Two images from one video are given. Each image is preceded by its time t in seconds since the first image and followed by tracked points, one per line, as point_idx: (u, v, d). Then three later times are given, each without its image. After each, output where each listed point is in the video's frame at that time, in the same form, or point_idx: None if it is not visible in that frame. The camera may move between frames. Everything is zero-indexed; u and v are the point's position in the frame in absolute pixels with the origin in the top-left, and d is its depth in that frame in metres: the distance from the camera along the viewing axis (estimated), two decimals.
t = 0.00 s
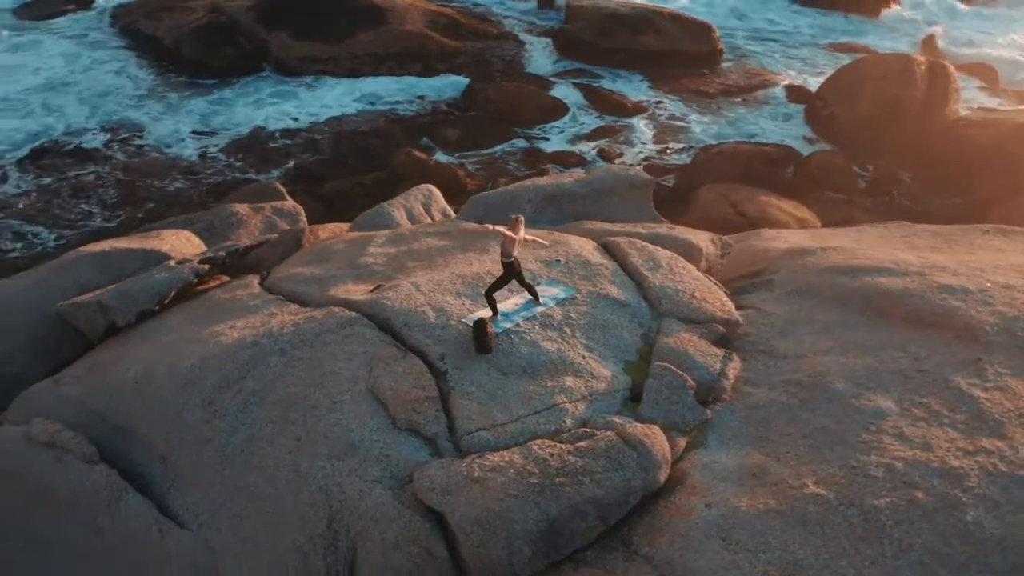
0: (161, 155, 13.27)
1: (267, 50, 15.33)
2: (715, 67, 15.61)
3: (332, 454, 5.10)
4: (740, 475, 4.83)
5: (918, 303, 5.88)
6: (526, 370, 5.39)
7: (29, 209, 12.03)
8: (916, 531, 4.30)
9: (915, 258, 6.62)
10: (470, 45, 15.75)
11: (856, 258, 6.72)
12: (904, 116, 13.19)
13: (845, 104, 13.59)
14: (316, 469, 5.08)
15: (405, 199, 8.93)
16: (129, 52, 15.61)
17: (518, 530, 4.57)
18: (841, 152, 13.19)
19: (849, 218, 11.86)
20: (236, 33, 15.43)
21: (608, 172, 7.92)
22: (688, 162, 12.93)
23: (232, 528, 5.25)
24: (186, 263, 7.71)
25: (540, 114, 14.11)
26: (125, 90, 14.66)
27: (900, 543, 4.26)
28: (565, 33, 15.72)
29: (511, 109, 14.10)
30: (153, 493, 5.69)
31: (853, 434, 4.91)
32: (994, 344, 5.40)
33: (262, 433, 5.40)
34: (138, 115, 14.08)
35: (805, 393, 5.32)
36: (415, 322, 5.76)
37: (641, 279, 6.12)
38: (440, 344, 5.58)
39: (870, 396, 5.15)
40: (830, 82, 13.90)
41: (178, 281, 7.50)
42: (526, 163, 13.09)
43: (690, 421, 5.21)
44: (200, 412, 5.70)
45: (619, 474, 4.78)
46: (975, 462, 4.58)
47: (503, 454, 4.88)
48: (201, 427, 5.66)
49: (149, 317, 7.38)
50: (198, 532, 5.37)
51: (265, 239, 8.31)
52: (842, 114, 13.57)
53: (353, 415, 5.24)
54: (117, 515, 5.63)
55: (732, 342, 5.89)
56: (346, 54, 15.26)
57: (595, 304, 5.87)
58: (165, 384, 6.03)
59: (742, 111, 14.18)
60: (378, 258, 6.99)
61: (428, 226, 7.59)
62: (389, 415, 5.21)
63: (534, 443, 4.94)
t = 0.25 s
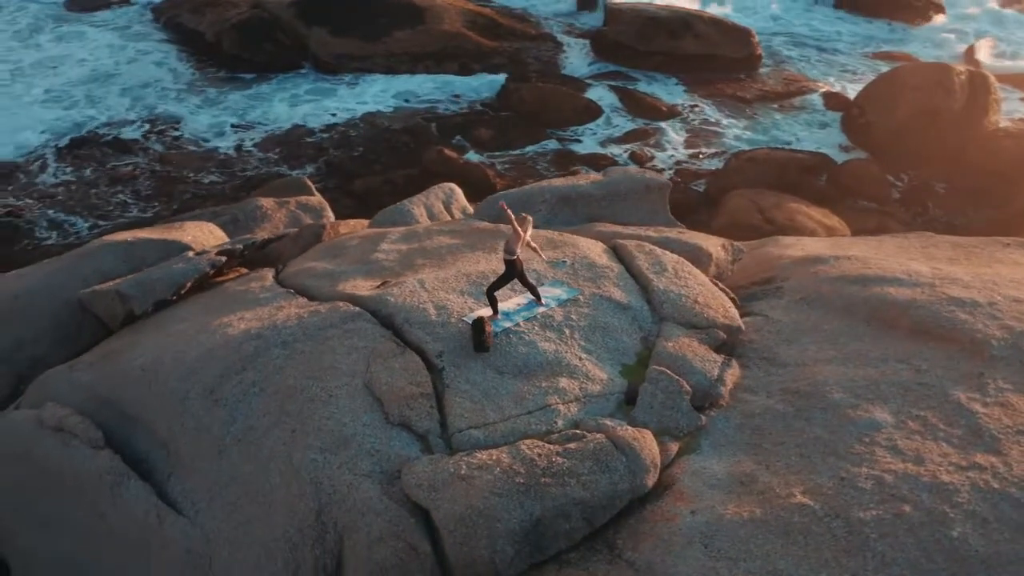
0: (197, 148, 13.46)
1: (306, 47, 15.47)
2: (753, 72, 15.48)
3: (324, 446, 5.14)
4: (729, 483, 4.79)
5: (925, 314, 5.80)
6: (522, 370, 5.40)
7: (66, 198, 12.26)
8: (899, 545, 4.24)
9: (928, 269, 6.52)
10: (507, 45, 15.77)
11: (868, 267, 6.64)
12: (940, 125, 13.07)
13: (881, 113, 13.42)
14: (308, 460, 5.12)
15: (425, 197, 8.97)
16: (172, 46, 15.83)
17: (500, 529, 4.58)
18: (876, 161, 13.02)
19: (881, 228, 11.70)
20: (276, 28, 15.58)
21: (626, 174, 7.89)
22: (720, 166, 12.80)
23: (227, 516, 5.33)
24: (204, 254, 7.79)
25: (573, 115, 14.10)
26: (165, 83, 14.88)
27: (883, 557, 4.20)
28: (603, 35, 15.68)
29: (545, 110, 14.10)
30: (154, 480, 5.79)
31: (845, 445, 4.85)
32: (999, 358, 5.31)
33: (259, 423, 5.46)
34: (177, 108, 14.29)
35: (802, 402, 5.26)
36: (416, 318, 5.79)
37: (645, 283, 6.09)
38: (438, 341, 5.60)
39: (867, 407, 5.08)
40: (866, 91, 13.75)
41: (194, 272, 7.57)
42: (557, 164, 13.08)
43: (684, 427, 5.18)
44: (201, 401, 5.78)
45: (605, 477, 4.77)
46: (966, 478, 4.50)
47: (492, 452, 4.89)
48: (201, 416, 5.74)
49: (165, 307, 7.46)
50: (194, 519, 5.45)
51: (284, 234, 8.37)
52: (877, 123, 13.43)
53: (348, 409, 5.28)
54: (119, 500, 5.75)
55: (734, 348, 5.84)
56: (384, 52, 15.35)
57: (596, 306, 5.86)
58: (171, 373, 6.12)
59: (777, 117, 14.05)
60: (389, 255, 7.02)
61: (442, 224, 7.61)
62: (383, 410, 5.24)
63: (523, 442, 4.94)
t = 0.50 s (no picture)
0: (232, 142, 13.62)
1: (345, 44, 15.58)
2: (791, 78, 15.33)
3: (318, 439, 5.18)
4: (717, 490, 4.76)
5: (932, 326, 5.71)
6: (518, 370, 5.40)
7: (102, 188, 12.47)
8: (882, 559, 4.18)
9: (942, 281, 6.42)
10: (545, 46, 15.76)
11: (880, 277, 6.55)
12: (978, 140, 12.79)
13: (920, 124, 13.17)
14: (302, 452, 5.17)
15: (446, 195, 9.01)
16: (214, 40, 16.03)
17: (483, 527, 4.59)
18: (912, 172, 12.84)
19: (913, 238, 11.52)
20: (316, 25, 15.70)
21: (643, 177, 7.86)
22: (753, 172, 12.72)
23: (223, 505, 5.39)
24: (221, 247, 7.88)
25: (607, 118, 14.06)
26: (205, 77, 15.08)
27: (864, 570, 4.15)
28: (641, 38, 15.62)
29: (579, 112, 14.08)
30: (157, 466, 5.88)
31: (837, 456, 4.79)
32: (1003, 374, 5.22)
33: (258, 414, 5.52)
34: (215, 102, 14.47)
35: (798, 411, 5.21)
36: (418, 315, 5.81)
37: (649, 287, 6.07)
38: (438, 338, 5.62)
39: (864, 418, 5.01)
40: (907, 99, 13.48)
41: (211, 263, 7.66)
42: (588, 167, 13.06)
43: (678, 432, 5.15)
44: (204, 390, 5.85)
45: (592, 479, 4.76)
46: (956, 494, 4.43)
47: (481, 451, 4.90)
48: (203, 405, 5.81)
49: (181, 297, 7.56)
50: (192, 506, 5.53)
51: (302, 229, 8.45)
52: (915, 133, 13.20)
53: (344, 403, 5.32)
54: (121, 485, 5.84)
55: (736, 355, 5.80)
56: (421, 51, 15.42)
57: (598, 309, 5.85)
58: (178, 361, 6.21)
59: (813, 124, 13.90)
60: (401, 252, 7.06)
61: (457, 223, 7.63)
62: (378, 405, 5.27)
63: (513, 442, 4.94)
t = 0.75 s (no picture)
0: (268, 136, 13.77)
1: (384, 41, 15.66)
2: (831, 84, 15.15)
3: (313, 432, 5.23)
4: (704, 497, 4.72)
5: (939, 339, 5.62)
6: (515, 369, 5.40)
7: (137, 179, 12.68)
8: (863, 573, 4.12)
9: (955, 293, 6.32)
10: (583, 48, 15.72)
11: (892, 287, 6.46)
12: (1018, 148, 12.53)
13: (959, 133, 12.96)
14: (296, 444, 5.22)
15: (467, 194, 9.04)
16: (255, 36, 16.20)
17: (467, 525, 4.60)
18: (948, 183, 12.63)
19: (945, 250, 11.32)
20: (356, 21, 15.80)
21: (660, 181, 7.81)
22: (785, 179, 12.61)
23: (220, 493, 5.47)
24: (239, 239, 7.97)
25: (641, 120, 13.99)
26: (245, 72, 15.26)
27: None
28: (680, 42, 15.52)
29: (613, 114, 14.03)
30: (160, 453, 5.97)
31: (828, 467, 4.74)
32: (1006, 390, 5.13)
33: (257, 405, 5.58)
34: (253, 97, 14.64)
35: (794, 421, 5.15)
36: (420, 313, 5.84)
37: (654, 291, 6.04)
38: (437, 336, 5.64)
39: (860, 430, 4.95)
40: (944, 109, 13.28)
41: (227, 256, 7.76)
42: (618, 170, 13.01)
43: (671, 437, 5.12)
44: (208, 379, 5.92)
45: (579, 481, 4.75)
46: (945, 509, 4.35)
47: (470, 449, 4.91)
48: (206, 393, 5.88)
49: (198, 288, 7.66)
50: (191, 493, 5.60)
51: (321, 224, 8.51)
52: (954, 143, 12.99)
53: (340, 397, 5.37)
54: (125, 471, 5.95)
55: (737, 361, 5.74)
56: (459, 50, 15.45)
57: (600, 311, 5.83)
58: (186, 350, 6.29)
59: (850, 132, 13.73)
60: (413, 249, 7.10)
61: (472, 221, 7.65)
62: (373, 400, 5.31)
63: (503, 441, 4.95)
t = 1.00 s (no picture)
0: (303, 132, 13.90)
1: (422, 40, 15.73)
2: (871, 92, 14.96)
3: (308, 424, 5.27)
4: (691, 503, 4.69)
5: (944, 352, 5.53)
6: (512, 369, 5.41)
7: (173, 172, 12.88)
8: None
9: (967, 306, 6.21)
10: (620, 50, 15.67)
11: (904, 298, 6.37)
12: None
13: (999, 144, 12.82)
14: (291, 436, 5.26)
15: (488, 194, 9.06)
16: (297, 32, 16.35)
17: (451, 522, 4.61)
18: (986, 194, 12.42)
19: (977, 262, 11.12)
20: (395, 20, 15.88)
21: (677, 185, 7.77)
22: (817, 187, 12.48)
23: (218, 482, 5.54)
24: (258, 233, 8.05)
25: (676, 124, 13.90)
26: (285, 67, 15.42)
27: None
28: (718, 46, 15.42)
29: (647, 117, 13.97)
30: (165, 441, 6.06)
31: (818, 478, 4.68)
32: (1008, 406, 5.04)
33: (257, 396, 5.64)
34: (291, 93, 14.78)
35: (789, 430, 5.10)
36: (422, 310, 5.86)
37: (658, 295, 6.00)
38: (437, 333, 5.66)
39: (854, 442, 4.88)
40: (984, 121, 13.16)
41: (245, 249, 7.84)
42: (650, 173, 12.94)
43: (664, 442, 5.10)
44: (213, 369, 6.00)
45: (566, 483, 4.74)
46: (932, 525, 4.29)
47: (460, 447, 4.92)
48: (210, 383, 5.95)
49: (215, 280, 7.76)
50: (191, 481, 5.68)
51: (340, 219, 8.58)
52: (994, 153, 12.83)
53: (337, 391, 5.40)
54: (131, 456, 6.05)
55: (738, 369, 5.70)
56: (496, 50, 15.47)
57: (602, 314, 5.81)
58: (196, 340, 6.38)
59: (887, 141, 13.55)
60: (425, 247, 7.13)
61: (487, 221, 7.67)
62: (369, 395, 5.34)
63: (493, 440, 4.95)
